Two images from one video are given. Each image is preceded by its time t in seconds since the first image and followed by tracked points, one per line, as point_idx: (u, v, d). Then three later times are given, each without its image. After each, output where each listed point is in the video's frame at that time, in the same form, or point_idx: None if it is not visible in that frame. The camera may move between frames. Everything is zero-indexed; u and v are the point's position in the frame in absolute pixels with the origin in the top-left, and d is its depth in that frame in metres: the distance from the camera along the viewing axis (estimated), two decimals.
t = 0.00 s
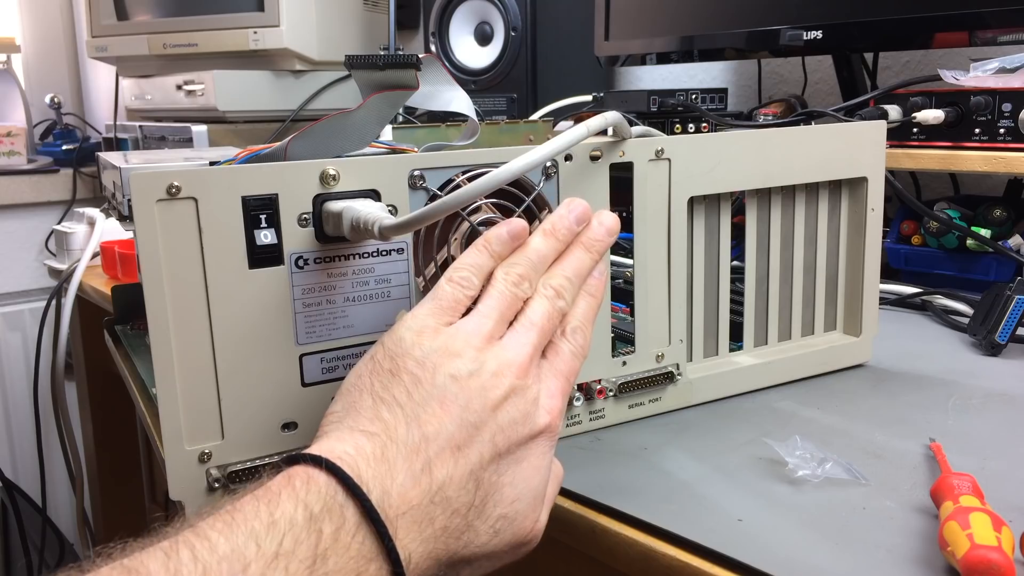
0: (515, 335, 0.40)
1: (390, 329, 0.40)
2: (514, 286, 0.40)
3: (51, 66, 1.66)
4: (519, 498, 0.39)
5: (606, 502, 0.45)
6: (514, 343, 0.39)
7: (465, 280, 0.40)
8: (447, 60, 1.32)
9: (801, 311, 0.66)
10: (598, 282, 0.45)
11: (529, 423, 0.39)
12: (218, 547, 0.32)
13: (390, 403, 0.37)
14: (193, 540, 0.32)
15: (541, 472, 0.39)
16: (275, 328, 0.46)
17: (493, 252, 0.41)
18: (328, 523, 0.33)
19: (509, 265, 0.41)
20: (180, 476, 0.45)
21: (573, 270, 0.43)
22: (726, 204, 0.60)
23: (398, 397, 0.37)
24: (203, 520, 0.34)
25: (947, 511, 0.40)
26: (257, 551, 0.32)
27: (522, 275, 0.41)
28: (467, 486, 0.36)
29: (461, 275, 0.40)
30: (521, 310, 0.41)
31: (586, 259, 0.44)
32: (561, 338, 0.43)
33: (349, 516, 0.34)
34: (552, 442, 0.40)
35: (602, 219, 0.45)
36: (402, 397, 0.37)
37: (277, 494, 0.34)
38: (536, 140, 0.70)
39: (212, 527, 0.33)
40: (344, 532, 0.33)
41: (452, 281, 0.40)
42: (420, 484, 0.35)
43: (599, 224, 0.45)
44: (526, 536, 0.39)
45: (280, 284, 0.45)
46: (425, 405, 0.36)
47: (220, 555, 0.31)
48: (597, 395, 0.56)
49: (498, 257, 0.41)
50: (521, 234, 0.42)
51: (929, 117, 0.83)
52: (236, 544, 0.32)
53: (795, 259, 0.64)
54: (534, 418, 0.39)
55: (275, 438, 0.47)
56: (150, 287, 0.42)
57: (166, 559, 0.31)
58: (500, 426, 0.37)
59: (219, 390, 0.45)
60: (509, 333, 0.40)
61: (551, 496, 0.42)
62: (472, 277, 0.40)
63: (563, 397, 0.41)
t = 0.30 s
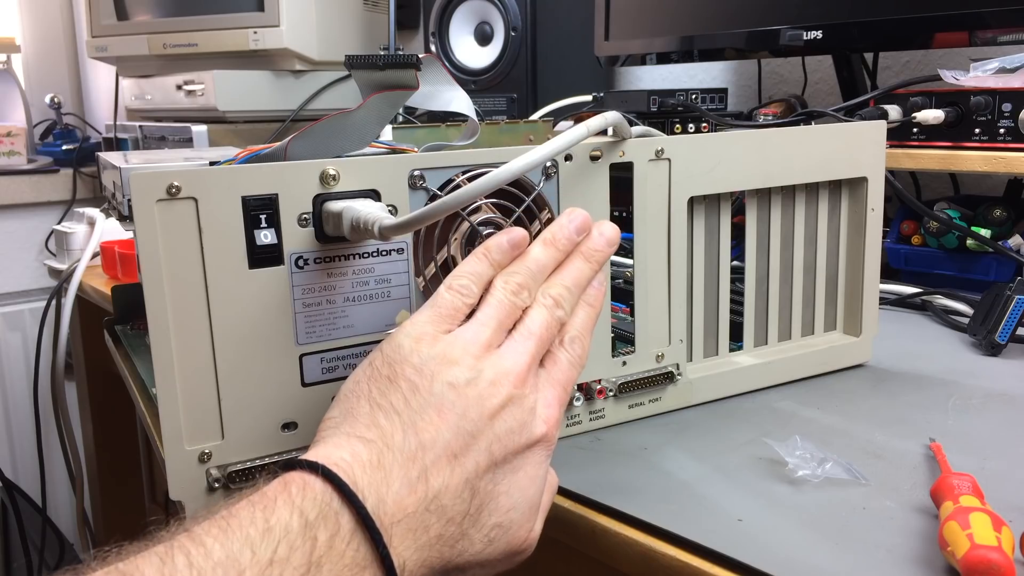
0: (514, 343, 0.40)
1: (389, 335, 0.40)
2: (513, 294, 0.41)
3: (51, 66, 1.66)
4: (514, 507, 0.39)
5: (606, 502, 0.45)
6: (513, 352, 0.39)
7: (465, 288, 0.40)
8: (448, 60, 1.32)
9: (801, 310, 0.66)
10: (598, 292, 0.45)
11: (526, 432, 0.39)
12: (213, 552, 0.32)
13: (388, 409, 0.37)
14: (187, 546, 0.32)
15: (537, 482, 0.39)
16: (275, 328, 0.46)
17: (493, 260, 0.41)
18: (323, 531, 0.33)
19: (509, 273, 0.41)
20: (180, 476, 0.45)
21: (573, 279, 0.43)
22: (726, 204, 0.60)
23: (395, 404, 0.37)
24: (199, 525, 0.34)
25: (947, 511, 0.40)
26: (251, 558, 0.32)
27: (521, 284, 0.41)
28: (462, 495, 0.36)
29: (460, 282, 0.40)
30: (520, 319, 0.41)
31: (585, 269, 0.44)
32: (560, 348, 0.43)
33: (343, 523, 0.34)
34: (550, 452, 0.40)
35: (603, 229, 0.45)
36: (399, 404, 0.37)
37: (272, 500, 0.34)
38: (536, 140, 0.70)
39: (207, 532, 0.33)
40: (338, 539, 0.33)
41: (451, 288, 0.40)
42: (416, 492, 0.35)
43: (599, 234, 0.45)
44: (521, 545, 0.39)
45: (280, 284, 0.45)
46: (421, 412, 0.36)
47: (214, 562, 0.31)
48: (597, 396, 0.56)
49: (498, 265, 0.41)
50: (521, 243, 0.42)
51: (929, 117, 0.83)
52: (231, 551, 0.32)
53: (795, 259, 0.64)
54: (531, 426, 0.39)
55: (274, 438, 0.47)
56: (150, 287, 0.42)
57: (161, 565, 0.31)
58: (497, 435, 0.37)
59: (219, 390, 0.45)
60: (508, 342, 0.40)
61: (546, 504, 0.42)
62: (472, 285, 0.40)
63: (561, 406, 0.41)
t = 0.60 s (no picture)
0: (520, 352, 0.40)
1: (396, 343, 0.39)
2: (519, 303, 0.40)
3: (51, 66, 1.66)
4: (520, 516, 0.39)
5: (606, 502, 0.45)
6: (518, 360, 0.39)
7: (471, 296, 0.40)
8: (448, 60, 1.32)
9: (800, 310, 0.66)
10: (603, 300, 0.45)
11: (532, 441, 0.39)
12: (219, 561, 0.32)
13: (394, 418, 0.37)
14: (194, 555, 0.32)
15: (542, 490, 0.39)
16: (276, 328, 0.46)
17: (499, 269, 0.41)
18: (329, 540, 0.33)
19: (515, 281, 0.41)
20: (181, 476, 0.45)
21: (578, 287, 0.43)
22: (726, 204, 0.60)
23: (402, 413, 0.37)
24: (205, 534, 0.34)
25: (947, 511, 0.40)
26: (258, 567, 0.32)
27: (527, 292, 0.41)
28: (468, 503, 0.36)
29: (466, 291, 0.40)
30: (526, 328, 0.41)
31: (591, 277, 0.44)
32: (566, 356, 0.43)
33: (350, 532, 0.34)
34: (555, 460, 0.40)
35: (609, 237, 0.45)
36: (406, 412, 0.37)
37: (279, 509, 0.34)
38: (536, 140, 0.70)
39: (213, 541, 0.33)
40: (345, 548, 0.33)
41: (458, 296, 0.40)
42: (422, 501, 0.35)
43: (606, 243, 0.45)
44: (526, 554, 0.39)
45: (280, 284, 0.45)
46: (428, 420, 0.36)
47: (220, 571, 0.31)
48: (596, 396, 0.56)
49: (504, 273, 0.41)
50: (529, 252, 0.42)
51: (929, 117, 0.83)
52: (237, 560, 0.32)
53: (795, 258, 0.64)
54: (537, 435, 0.39)
55: (275, 438, 0.47)
56: (150, 287, 0.42)
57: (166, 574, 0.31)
58: (503, 444, 0.37)
59: (219, 390, 0.45)
60: (514, 350, 0.40)
61: (551, 512, 0.42)
62: (478, 293, 0.40)
63: (566, 414, 0.41)
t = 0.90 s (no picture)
0: (513, 349, 0.40)
1: (389, 340, 0.39)
2: (513, 300, 0.40)
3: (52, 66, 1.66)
4: (512, 513, 0.39)
5: (606, 502, 0.45)
6: (511, 357, 0.39)
7: (465, 293, 0.40)
8: (448, 60, 1.32)
9: (800, 310, 0.66)
10: (597, 298, 0.45)
11: (524, 438, 0.39)
12: (212, 558, 0.32)
13: (388, 415, 0.37)
14: (187, 552, 0.32)
15: (534, 488, 0.40)
16: (276, 328, 0.46)
17: (492, 266, 0.41)
18: (322, 537, 0.33)
19: (509, 279, 0.41)
20: (181, 476, 0.45)
21: (571, 285, 0.43)
22: (726, 204, 0.60)
23: (395, 410, 0.37)
24: (198, 530, 0.34)
25: (947, 511, 0.40)
26: (251, 564, 0.32)
27: (521, 289, 0.41)
28: (461, 500, 0.36)
29: (460, 287, 0.40)
30: (519, 325, 0.41)
31: (584, 275, 0.44)
32: (559, 353, 0.43)
33: (343, 529, 0.34)
34: (547, 457, 0.40)
35: (602, 236, 0.45)
36: (400, 409, 0.37)
37: (272, 505, 0.34)
38: (536, 140, 0.70)
39: (206, 538, 0.33)
40: (338, 545, 0.33)
41: (451, 293, 0.40)
42: (416, 498, 0.35)
43: (599, 241, 0.45)
44: (518, 551, 0.40)
45: (280, 284, 0.45)
46: (421, 417, 0.36)
47: (212, 568, 0.31)
48: (597, 395, 0.56)
49: (498, 271, 0.41)
50: (521, 249, 0.42)
51: (929, 117, 0.83)
52: (230, 556, 0.32)
53: (795, 258, 0.64)
54: (530, 432, 0.39)
55: (275, 438, 0.47)
56: (150, 286, 0.42)
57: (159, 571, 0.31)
58: (496, 440, 0.37)
59: (219, 390, 0.45)
60: (507, 348, 0.40)
61: (543, 509, 0.42)
62: (472, 290, 0.40)
63: (559, 411, 0.41)
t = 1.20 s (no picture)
0: (507, 351, 0.40)
1: (383, 341, 0.39)
2: (507, 301, 0.40)
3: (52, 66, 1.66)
4: (505, 515, 0.39)
5: (606, 503, 0.45)
6: (505, 359, 0.39)
7: (459, 294, 0.40)
8: (448, 60, 1.32)
9: (801, 310, 0.66)
10: (590, 300, 0.45)
11: (517, 440, 0.39)
12: (204, 561, 0.32)
13: (381, 417, 0.37)
14: (179, 554, 0.32)
15: (527, 490, 0.40)
16: (276, 328, 0.46)
17: (487, 267, 0.41)
18: (315, 539, 0.33)
19: (503, 280, 0.41)
20: (180, 476, 0.45)
21: (565, 287, 0.43)
22: (726, 204, 0.60)
23: (389, 411, 0.37)
24: (190, 532, 0.34)
25: (947, 511, 0.40)
26: (243, 566, 0.32)
27: (515, 291, 0.41)
28: (454, 502, 0.36)
29: (455, 288, 0.40)
30: (513, 326, 0.41)
31: (578, 277, 0.44)
32: (553, 355, 0.43)
33: (335, 531, 0.34)
34: (541, 459, 0.40)
35: (597, 237, 0.45)
36: (393, 411, 0.37)
37: (265, 508, 0.34)
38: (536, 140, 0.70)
39: (197, 540, 0.33)
40: (330, 547, 0.33)
41: (445, 294, 0.40)
42: (409, 500, 0.35)
43: (593, 242, 0.45)
44: (510, 553, 0.40)
45: (280, 284, 0.45)
46: (415, 418, 0.36)
47: (204, 570, 0.31)
48: (597, 395, 0.56)
49: (493, 272, 0.41)
50: (516, 250, 0.41)
51: (929, 117, 0.83)
52: (222, 559, 0.32)
53: (795, 258, 0.64)
54: (523, 434, 0.39)
55: (275, 438, 0.47)
56: (150, 286, 0.42)
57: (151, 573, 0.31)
58: (489, 443, 0.37)
59: (219, 390, 0.45)
60: (500, 349, 0.40)
61: (535, 510, 0.42)
62: (466, 291, 0.40)
63: (553, 413, 0.41)
